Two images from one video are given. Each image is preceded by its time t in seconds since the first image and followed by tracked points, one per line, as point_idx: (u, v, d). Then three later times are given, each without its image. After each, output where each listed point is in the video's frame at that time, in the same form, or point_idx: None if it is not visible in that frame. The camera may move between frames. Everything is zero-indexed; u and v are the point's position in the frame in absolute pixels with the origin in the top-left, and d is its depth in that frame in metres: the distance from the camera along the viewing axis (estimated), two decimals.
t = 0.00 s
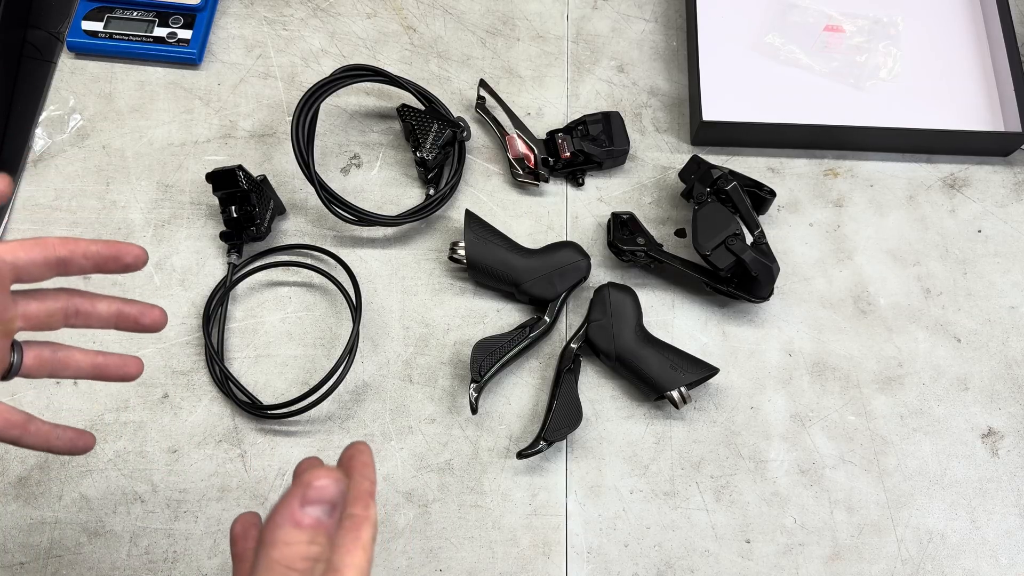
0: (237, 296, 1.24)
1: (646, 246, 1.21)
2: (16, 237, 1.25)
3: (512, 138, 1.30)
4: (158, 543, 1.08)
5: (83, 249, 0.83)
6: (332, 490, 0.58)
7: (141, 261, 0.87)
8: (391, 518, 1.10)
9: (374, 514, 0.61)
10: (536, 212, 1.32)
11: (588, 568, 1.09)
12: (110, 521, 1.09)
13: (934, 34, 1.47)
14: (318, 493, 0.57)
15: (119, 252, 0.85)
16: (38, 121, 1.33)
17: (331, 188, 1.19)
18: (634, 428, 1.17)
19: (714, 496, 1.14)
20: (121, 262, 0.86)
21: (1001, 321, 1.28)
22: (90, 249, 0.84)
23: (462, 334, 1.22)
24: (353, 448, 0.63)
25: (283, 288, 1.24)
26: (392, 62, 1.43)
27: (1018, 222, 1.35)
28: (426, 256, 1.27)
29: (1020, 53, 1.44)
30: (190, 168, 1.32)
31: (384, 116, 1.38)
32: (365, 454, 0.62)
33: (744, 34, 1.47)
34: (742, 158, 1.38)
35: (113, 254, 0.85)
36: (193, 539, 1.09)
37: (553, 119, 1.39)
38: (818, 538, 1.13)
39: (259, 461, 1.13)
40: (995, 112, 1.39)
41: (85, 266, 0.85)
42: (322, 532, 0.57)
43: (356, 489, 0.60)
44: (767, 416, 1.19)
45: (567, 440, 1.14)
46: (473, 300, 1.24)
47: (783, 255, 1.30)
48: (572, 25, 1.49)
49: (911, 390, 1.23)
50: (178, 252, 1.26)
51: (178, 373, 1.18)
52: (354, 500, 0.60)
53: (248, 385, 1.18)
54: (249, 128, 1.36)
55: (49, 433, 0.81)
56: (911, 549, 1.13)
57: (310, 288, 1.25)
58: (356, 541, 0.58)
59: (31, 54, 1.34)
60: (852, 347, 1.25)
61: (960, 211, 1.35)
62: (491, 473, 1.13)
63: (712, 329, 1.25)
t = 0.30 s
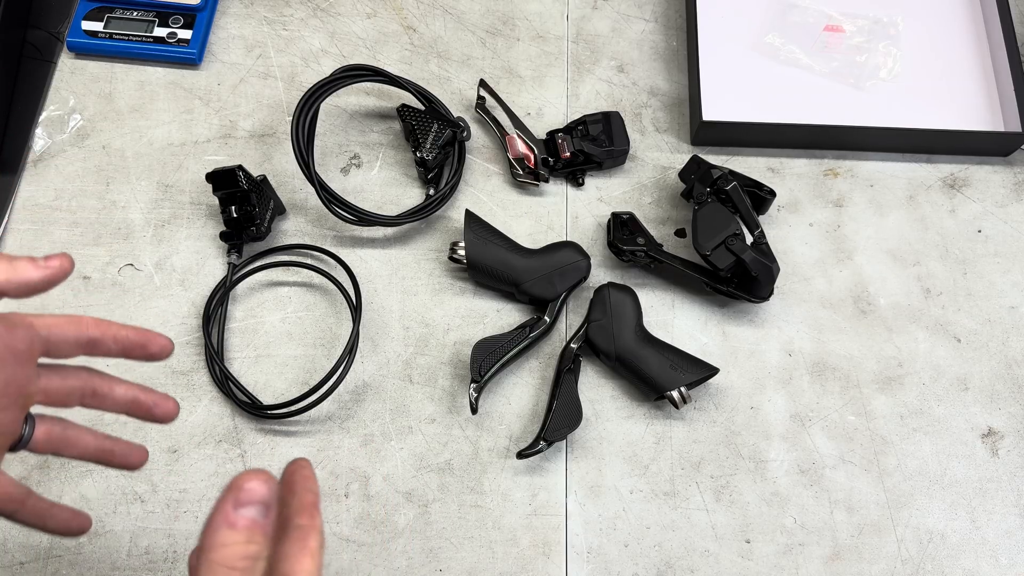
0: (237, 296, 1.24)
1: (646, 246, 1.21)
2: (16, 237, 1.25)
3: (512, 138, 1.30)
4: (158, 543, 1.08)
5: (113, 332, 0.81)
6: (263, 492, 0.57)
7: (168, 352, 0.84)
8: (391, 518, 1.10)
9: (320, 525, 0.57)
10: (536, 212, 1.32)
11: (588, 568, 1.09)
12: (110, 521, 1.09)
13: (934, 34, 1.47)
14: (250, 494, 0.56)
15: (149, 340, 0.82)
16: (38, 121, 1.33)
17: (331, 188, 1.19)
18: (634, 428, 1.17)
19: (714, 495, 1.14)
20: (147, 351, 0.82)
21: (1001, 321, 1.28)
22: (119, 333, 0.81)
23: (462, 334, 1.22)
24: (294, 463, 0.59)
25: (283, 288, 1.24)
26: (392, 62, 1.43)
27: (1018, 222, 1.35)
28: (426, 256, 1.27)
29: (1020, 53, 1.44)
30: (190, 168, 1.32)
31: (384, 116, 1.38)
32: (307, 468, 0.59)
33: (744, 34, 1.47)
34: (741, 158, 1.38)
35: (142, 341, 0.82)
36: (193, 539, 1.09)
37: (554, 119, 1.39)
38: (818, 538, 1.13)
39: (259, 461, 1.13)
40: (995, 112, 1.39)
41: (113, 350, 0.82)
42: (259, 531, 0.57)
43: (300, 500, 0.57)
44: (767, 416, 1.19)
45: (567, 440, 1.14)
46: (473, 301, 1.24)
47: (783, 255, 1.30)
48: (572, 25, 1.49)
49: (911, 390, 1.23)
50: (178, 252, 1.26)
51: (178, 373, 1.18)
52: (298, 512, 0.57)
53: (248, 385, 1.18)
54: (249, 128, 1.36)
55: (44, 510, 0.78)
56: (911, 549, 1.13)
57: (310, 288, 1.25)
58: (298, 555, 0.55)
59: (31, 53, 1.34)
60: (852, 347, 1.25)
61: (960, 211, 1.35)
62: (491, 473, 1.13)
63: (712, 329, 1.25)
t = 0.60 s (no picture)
0: (237, 296, 1.24)
1: (646, 246, 1.21)
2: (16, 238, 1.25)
3: (512, 138, 1.30)
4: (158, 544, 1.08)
5: (33, 246, 0.65)
6: None
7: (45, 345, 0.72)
8: (391, 518, 1.10)
9: (196, 394, 0.60)
10: (536, 212, 1.32)
11: (588, 568, 1.09)
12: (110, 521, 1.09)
13: (934, 34, 1.47)
14: None
15: (78, 251, 0.67)
16: (38, 121, 1.33)
17: (331, 188, 1.19)
18: (634, 428, 1.17)
19: (714, 495, 1.14)
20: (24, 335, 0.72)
21: (1001, 321, 1.28)
22: (40, 247, 0.66)
23: (462, 334, 1.22)
24: None
25: (283, 289, 1.24)
26: (392, 62, 1.43)
27: (1018, 222, 1.35)
28: (426, 256, 1.27)
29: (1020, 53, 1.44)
30: (190, 168, 1.32)
31: (384, 116, 1.38)
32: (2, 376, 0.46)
33: (744, 34, 1.47)
34: (741, 159, 1.38)
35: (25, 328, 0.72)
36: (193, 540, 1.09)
37: (554, 119, 1.39)
38: (818, 538, 1.13)
39: (259, 461, 1.13)
40: (995, 112, 1.39)
41: (35, 270, 0.67)
42: (6, 440, 0.45)
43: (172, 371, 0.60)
44: (767, 416, 1.19)
45: (567, 440, 1.14)
46: (473, 300, 1.24)
47: (783, 255, 1.30)
48: (572, 25, 1.49)
49: (911, 390, 1.23)
50: (178, 252, 1.26)
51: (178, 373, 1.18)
52: (168, 387, 0.60)
53: (248, 385, 1.18)
54: (249, 128, 1.36)
55: None
56: (911, 549, 1.13)
57: (310, 288, 1.25)
58: (176, 426, 0.58)
59: (31, 53, 1.34)
60: (852, 347, 1.25)
61: (960, 211, 1.35)
62: (491, 473, 1.13)
63: (712, 329, 1.25)
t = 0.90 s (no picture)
0: (237, 296, 1.24)
1: (646, 246, 1.21)
2: (16, 238, 1.26)
3: (512, 138, 1.30)
4: (158, 543, 1.08)
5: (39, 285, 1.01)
6: None
7: None
8: (391, 518, 1.10)
9: None
10: (536, 212, 1.32)
11: (588, 568, 1.09)
12: (110, 521, 1.09)
13: (934, 34, 1.47)
14: None
15: None
16: (38, 121, 1.33)
17: (330, 188, 1.19)
18: (634, 428, 1.17)
19: (714, 496, 1.14)
20: None
21: (1001, 321, 1.28)
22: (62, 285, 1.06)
23: (462, 334, 1.22)
24: None
25: (283, 288, 1.24)
26: (392, 62, 1.43)
27: (1018, 222, 1.35)
28: (426, 256, 1.27)
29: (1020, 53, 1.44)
30: (190, 168, 1.32)
31: (384, 116, 1.38)
32: None
33: (744, 34, 1.47)
34: (742, 159, 1.38)
35: None
36: (193, 540, 1.09)
37: (554, 119, 1.39)
38: (818, 538, 1.13)
39: (259, 461, 1.13)
40: (995, 112, 1.39)
41: None
42: None
43: None
44: (767, 416, 1.19)
45: (567, 440, 1.14)
46: (473, 300, 1.24)
47: (783, 255, 1.30)
48: (572, 25, 1.49)
49: (911, 390, 1.23)
50: (178, 252, 1.26)
51: (178, 373, 1.18)
52: None
53: (248, 385, 1.18)
54: (249, 128, 1.36)
55: None
56: (911, 549, 1.13)
57: (310, 288, 1.25)
58: None
59: (31, 54, 1.34)
60: (852, 347, 1.25)
61: (961, 211, 1.35)
62: (491, 473, 1.13)
63: (712, 329, 1.25)
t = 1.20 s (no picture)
0: (237, 296, 1.24)
1: (646, 246, 1.21)
2: (16, 238, 1.26)
3: (512, 138, 1.30)
4: (157, 543, 1.08)
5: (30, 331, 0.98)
6: None
7: None
8: (391, 518, 1.10)
9: None
10: (536, 213, 1.32)
11: (588, 568, 1.09)
12: (110, 521, 1.09)
13: (934, 34, 1.47)
14: None
15: None
16: (38, 121, 1.33)
17: (331, 187, 1.18)
18: (634, 428, 1.17)
19: (714, 496, 1.14)
20: None
21: (1001, 321, 1.28)
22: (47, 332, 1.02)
23: (462, 334, 1.22)
24: None
25: (283, 289, 1.24)
26: (392, 63, 1.43)
27: (1018, 222, 1.35)
28: (426, 256, 1.27)
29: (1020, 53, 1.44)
30: (190, 168, 1.32)
31: (384, 116, 1.38)
32: None
33: (744, 34, 1.47)
34: (742, 159, 1.38)
35: None
36: (193, 540, 1.09)
37: (553, 119, 1.39)
38: (818, 538, 1.13)
39: (259, 461, 1.13)
40: (996, 112, 1.39)
41: None
42: None
43: None
44: (767, 416, 1.19)
45: (567, 440, 1.14)
46: (473, 300, 1.24)
47: (783, 255, 1.30)
48: (572, 25, 1.49)
49: (911, 390, 1.23)
50: (178, 252, 1.26)
51: (178, 373, 1.18)
52: None
53: (248, 385, 1.18)
54: (249, 128, 1.36)
55: None
56: (910, 549, 1.13)
57: (310, 288, 1.25)
58: None
59: (30, 54, 1.34)
60: (852, 347, 1.25)
61: (961, 211, 1.35)
62: (491, 473, 1.13)
63: (712, 329, 1.25)
